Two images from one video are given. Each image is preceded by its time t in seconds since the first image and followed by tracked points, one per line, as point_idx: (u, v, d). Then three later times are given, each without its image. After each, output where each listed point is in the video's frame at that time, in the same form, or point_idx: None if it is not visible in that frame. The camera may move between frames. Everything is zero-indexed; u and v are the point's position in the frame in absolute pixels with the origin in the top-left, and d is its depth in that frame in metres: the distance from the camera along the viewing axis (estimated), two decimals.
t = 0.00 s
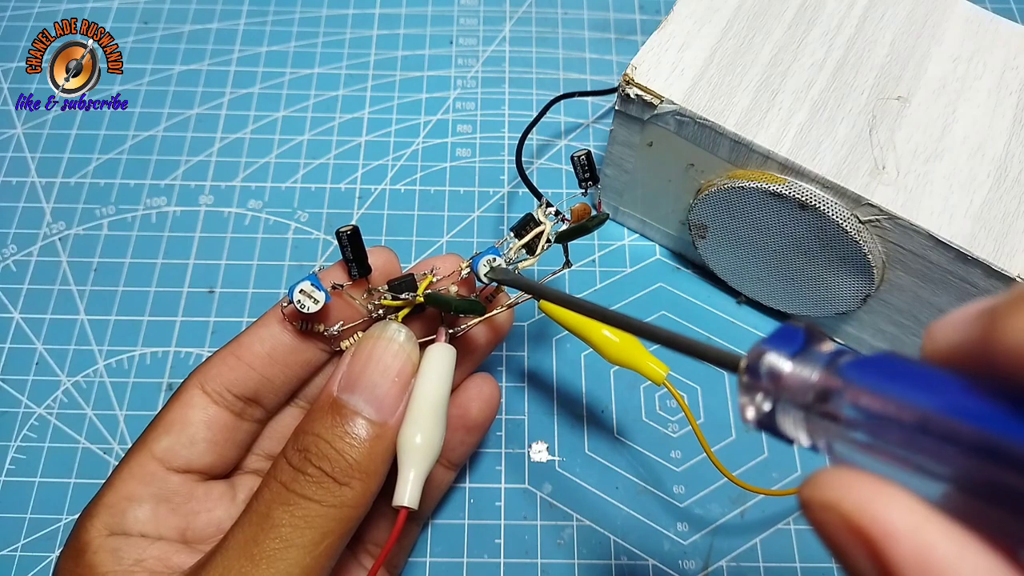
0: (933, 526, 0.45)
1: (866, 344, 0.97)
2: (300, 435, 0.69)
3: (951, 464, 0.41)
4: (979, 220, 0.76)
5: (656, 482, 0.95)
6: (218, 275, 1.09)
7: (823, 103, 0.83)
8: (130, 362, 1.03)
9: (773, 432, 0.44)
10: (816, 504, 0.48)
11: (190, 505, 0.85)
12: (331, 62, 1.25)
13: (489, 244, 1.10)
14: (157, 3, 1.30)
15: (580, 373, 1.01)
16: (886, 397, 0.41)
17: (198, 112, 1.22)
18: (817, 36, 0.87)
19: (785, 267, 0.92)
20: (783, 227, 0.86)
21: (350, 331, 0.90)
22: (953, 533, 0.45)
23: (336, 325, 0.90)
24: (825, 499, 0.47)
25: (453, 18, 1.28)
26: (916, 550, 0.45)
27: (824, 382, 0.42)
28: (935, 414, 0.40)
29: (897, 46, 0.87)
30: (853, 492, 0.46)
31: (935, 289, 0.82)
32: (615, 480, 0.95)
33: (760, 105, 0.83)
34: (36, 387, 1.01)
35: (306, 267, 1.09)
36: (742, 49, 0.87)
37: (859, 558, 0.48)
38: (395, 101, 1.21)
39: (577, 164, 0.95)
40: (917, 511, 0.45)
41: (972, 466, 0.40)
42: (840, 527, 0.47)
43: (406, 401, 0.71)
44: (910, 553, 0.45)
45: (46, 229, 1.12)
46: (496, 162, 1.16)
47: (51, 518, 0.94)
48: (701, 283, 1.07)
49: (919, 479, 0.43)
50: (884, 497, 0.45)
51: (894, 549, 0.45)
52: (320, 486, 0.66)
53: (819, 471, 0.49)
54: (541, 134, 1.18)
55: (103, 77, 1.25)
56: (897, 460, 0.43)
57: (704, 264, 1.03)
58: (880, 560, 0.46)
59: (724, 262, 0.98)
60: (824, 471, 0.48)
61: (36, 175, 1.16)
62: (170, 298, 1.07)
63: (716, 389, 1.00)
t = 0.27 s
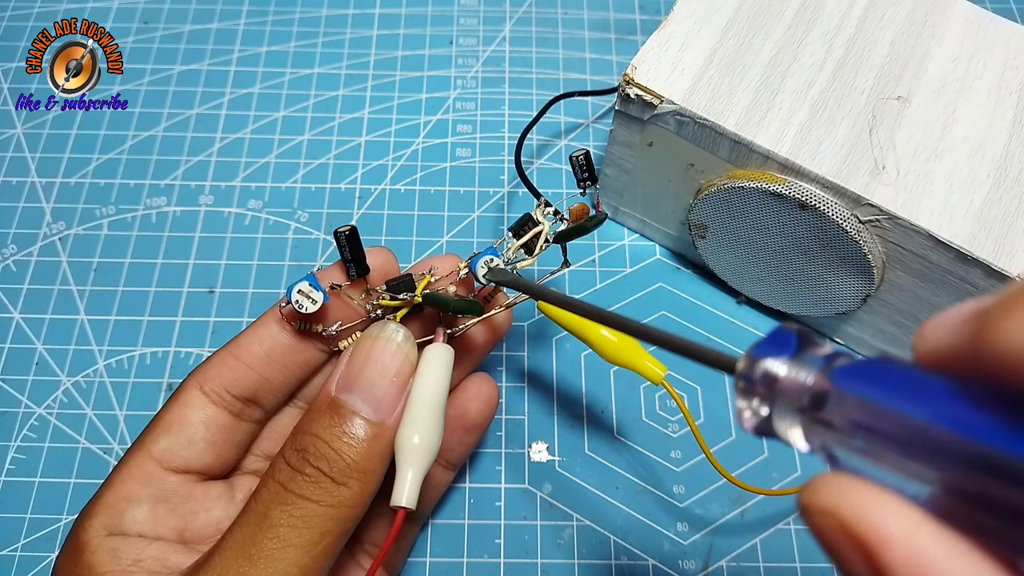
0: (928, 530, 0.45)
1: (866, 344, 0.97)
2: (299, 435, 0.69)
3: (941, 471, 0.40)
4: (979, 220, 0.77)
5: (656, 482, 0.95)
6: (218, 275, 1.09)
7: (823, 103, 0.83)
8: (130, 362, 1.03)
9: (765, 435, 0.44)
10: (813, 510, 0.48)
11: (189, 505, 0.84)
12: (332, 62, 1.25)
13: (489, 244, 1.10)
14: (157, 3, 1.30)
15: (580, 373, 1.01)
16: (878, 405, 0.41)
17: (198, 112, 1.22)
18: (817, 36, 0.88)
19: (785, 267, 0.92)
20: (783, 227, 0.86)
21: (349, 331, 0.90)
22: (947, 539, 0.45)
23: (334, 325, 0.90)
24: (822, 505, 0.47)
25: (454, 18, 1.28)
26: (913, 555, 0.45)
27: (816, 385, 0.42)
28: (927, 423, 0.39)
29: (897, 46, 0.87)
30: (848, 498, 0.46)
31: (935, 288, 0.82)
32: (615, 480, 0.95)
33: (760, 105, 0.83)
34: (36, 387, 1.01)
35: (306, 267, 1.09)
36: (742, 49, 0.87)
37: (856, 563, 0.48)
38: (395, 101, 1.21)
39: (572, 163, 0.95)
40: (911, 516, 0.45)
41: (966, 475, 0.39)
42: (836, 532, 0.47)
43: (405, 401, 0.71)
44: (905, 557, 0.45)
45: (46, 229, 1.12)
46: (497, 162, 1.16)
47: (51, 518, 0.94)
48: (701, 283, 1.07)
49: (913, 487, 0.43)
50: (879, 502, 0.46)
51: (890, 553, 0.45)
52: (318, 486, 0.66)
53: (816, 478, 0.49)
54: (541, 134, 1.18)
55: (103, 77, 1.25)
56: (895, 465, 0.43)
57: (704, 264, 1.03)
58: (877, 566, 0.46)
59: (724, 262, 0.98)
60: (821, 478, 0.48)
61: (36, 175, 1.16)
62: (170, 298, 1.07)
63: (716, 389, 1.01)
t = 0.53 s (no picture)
0: (935, 535, 0.45)
1: (866, 344, 0.97)
2: (299, 436, 0.69)
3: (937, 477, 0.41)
4: (979, 220, 0.76)
5: (656, 482, 0.95)
6: (218, 275, 1.09)
7: (823, 103, 0.83)
8: (130, 362, 1.03)
9: (767, 437, 0.45)
10: (823, 510, 0.48)
11: (189, 506, 0.85)
12: (331, 62, 1.25)
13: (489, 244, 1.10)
14: (157, 3, 1.30)
15: (581, 373, 1.01)
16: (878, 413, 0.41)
17: (198, 112, 1.22)
18: (817, 36, 0.87)
19: (785, 267, 0.92)
20: (783, 227, 0.86)
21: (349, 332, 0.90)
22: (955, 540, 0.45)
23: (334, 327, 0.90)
24: (831, 505, 0.48)
25: (454, 18, 1.28)
26: (919, 562, 0.45)
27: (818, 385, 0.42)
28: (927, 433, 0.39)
29: (897, 46, 0.87)
30: (857, 497, 0.47)
31: (935, 288, 0.82)
32: (615, 480, 0.95)
33: (760, 105, 0.83)
34: (36, 387, 1.01)
35: (306, 267, 1.09)
36: (742, 49, 0.87)
37: (863, 562, 0.48)
38: (395, 101, 1.21)
39: (575, 165, 0.95)
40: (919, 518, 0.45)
41: (959, 485, 0.39)
42: (844, 533, 0.48)
43: (405, 402, 0.71)
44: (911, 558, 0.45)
45: (46, 229, 1.12)
46: (497, 162, 1.16)
47: (51, 518, 0.94)
48: (701, 283, 1.07)
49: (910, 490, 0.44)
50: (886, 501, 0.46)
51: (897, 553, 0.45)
52: (318, 487, 0.66)
53: (828, 478, 0.49)
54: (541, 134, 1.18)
55: (103, 77, 1.25)
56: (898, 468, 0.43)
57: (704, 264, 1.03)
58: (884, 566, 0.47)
59: (724, 262, 0.98)
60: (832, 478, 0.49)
61: (36, 175, 1.16)
62: (170, 298, 1.07)
63: (716, 389, 1.01)
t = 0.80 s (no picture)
0: (938, 539, 0.45)
1: (866, 344, 0.97)
2: (299, 436, 0.69)
3: (933, 489, 0.40)
4: (979, 220, 0.76)
5: (656, 482, 0.95)
6: (218, 275, 1.09)
7: (823, 103, 0.83)
8: (130, 361, 1.03)
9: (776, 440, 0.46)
10: (831, 511, 0.49)
11: (189, 507, 0.85)
12: (331, 62, 1.25)
13: (489, 244, 1.10)
14: (157, 3, 1.30)
15: (581, 373, 1.01)
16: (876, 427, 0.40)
17: (198, 112, 1.22)
18: (817, 36, 0.87)
19: (785, 267, 0.92)
20: (783, 227, 0.86)
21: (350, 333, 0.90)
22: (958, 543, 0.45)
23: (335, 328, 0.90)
24: (838, 506, 0.48)
25: (454, 18, 1.28)
26: (922, 566, 0.45)
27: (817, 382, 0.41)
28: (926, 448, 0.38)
29: (897, 46, 0.87)
30: (863, 499, 0.47)
31: (936, 288, 0.82)
32: (615, 480, 0.95)
33: (760, 105, 0.83)
34: (36, 387, 1.01)
35: (306, 267, 1.09)
36: (742, 49, 0.87)
37: (867, 563, 0.49)
38: (395, 101, 1.21)
39: (576, 166, 0.95)
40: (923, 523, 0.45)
41: (958, 497, 0.38)
42: (850, 535, 0.48)
43: (405, 402, 0.71)
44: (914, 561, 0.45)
45: (46, 229, 1.12)
46: (496, 162, 1.16)
47: (51, 518, 0.94)
48: (701, 283, 1.07)
49: (903, 495, 0.44)
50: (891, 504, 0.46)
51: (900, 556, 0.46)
52: (318, 488, 0.66)
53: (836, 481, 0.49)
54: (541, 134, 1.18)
55: (103, 77, 1.25)
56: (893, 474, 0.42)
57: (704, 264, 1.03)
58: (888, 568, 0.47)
59: (724, 262, 0.98)
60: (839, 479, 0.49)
61: (36, 175, 1.16)
62: (170, 298, 1.07)
63: (715, 389, 1.01)
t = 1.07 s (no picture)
0: (937, 538, 0.45)
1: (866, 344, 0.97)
2: (299, 436, 0.69)
3: (929, 485, 0.40)
4: (979, 220, 0.76)
5: (656, 482, 0.95)
6: (218, 275, 1.09)
7: (823, 103, 0.83)
8: (130, 361, 1.03)
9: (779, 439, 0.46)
10: (833, 509, 0.49)
11: (189, 507, 0.85)
12: (331, 62, 1.25)
13: (489, 244, 1.10)
14: (157, 3, 1.30)
15: (581, 373, 1.01)
16: (881, 436, 0.40)
17: (198, 112, 1.22)
18: (817, 36, 0.88)
19: (785, 267, 0.92)
20: (783, 227, 0.86)
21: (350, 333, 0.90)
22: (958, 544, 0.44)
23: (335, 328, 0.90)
24: (837, 503, 0.49)
25: (454, 18, 1.28)
26: (922, 564, 0.45)
27: (813, 382, 0.42)
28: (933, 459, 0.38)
29: (897, 46, 0.87)
30: (860, 497, 0.48)
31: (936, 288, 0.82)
32: (615, 480, 0.95)
33: (760, 105, 0.83)
34: (36, 387, 1.01)
35: (306, 267, 1.09)
36: (742, 49, 0.87)
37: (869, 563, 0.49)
38: (395, 101, 1.21)
39: (574, 165, 0.95)
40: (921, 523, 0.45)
41: (953, 495, 0.39)
42: (851, 533, 0.48)
43: (406, 402, 0.71)
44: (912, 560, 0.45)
45: (46, 229, 1.12)
46: (496, 162, 1.16)
47: (51, 518, 0.94)
48: (701, 283, 1.07)
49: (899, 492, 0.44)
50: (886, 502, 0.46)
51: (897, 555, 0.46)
52: (318, 488, 0.66)
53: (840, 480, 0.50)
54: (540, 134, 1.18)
55: (103, 77, 1.25)
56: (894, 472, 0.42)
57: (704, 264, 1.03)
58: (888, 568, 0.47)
59: (724, 262, 0.98)
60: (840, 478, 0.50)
61: (36, 175, 1.16)
62: (170, 298, 1.07)
63: (715, 389, 1.01)
